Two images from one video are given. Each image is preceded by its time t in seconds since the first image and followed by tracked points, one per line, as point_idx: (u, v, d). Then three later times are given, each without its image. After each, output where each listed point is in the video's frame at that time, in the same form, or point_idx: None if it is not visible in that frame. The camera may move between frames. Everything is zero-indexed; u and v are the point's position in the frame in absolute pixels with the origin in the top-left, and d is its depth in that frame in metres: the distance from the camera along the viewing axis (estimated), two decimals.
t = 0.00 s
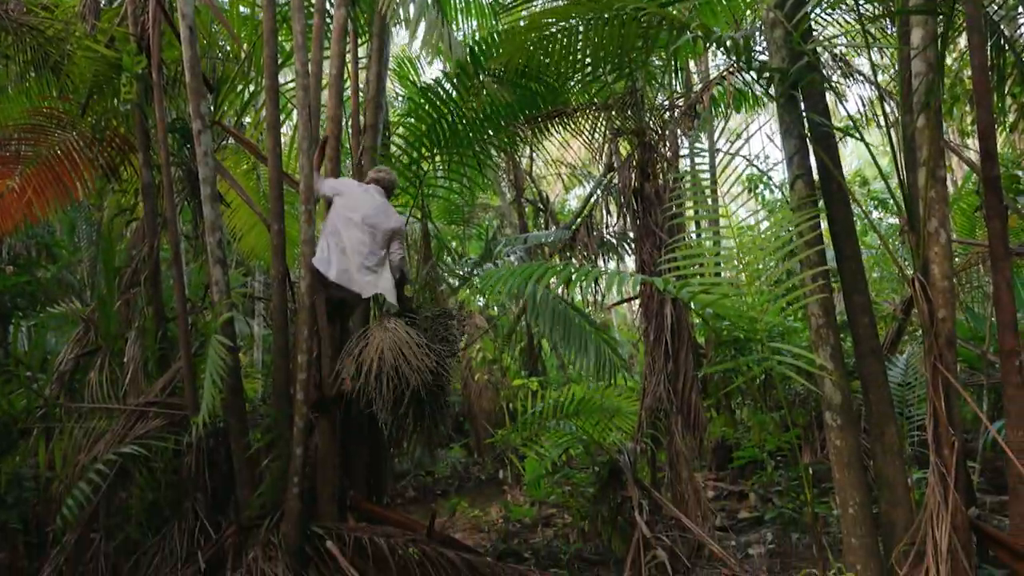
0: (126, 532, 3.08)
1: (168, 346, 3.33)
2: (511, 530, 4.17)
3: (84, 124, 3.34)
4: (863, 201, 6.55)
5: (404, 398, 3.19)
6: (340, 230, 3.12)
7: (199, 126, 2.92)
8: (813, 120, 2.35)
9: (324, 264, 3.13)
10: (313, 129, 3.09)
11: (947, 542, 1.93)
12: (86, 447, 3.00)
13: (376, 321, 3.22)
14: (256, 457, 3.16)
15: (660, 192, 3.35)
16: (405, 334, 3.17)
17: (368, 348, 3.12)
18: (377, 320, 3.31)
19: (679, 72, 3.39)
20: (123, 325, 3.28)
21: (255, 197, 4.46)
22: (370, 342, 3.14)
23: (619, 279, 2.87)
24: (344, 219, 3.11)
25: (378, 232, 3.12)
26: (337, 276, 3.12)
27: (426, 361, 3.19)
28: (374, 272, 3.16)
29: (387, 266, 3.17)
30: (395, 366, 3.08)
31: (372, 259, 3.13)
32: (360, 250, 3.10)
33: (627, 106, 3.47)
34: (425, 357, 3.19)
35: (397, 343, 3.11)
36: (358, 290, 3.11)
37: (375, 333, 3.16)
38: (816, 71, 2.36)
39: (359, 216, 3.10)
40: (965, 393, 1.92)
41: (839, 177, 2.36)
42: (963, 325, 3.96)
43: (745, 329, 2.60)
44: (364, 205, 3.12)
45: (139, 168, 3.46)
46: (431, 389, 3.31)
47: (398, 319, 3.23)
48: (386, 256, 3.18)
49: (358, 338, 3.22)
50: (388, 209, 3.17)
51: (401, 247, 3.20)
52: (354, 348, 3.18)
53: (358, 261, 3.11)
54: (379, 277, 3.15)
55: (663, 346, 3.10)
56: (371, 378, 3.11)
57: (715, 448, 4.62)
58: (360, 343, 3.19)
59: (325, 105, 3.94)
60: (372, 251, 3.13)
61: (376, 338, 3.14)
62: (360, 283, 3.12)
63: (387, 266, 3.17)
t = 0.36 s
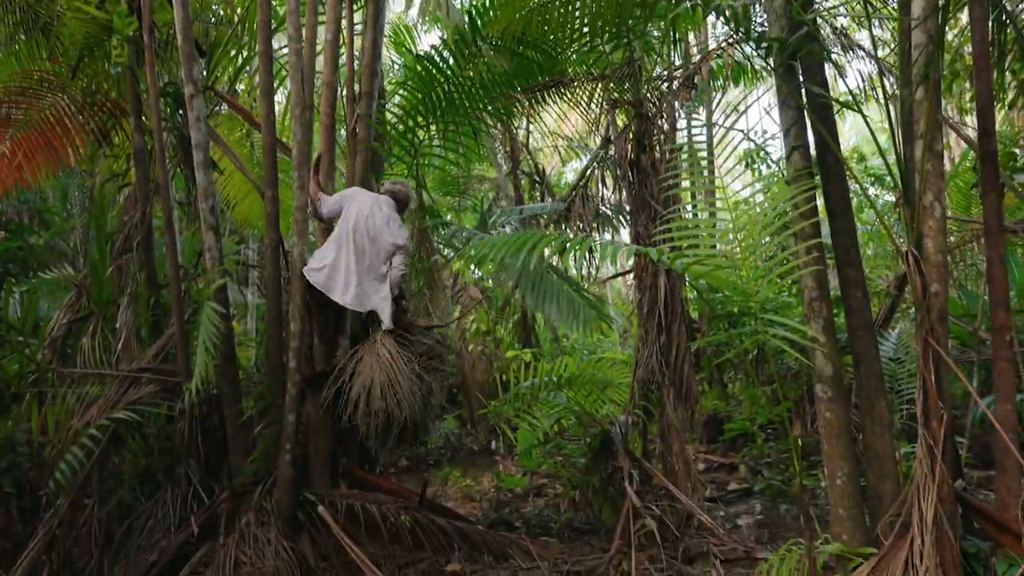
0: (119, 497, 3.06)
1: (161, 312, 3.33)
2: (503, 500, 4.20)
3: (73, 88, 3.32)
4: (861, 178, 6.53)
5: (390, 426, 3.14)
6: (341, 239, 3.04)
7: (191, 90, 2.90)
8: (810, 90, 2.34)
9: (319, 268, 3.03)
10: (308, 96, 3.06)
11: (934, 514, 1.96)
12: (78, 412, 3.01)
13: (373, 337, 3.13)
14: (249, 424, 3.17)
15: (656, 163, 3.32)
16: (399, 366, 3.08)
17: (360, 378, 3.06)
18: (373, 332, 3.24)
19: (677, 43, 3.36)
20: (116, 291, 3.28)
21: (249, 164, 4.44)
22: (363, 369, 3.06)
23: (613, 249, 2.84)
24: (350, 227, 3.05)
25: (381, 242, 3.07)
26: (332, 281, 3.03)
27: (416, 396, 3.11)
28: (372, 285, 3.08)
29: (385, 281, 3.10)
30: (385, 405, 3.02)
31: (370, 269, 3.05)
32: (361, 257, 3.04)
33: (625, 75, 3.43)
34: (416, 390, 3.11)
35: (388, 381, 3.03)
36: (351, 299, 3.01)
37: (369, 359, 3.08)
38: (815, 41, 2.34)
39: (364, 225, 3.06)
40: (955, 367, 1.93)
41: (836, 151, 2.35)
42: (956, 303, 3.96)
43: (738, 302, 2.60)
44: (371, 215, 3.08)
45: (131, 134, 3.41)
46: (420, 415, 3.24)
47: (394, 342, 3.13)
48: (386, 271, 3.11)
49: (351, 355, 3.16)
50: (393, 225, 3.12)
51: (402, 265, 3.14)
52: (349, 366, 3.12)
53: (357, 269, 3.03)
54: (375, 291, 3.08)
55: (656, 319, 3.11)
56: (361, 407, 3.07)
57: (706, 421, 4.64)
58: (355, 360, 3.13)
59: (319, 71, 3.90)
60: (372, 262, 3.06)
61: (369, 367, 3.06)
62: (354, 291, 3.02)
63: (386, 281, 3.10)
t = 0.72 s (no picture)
0: (116, 468, 3.05)
1: (157, 285, 3.32)
2: (498, 476, 4.22)
3: (69, 58, 3.28)
4: (861, 159, 6.50)
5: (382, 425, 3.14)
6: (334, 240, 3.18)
7: (188, 61, 2.88)
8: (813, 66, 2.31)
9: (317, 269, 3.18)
10: (306, 68, 3.03)
11: (925, 492, 1.97)
12: (75, 383, 3.01)
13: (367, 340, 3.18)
14: (245, 398, 3.18)
15: (655, 141, 3.30)
16: (392, 366, 3.11)
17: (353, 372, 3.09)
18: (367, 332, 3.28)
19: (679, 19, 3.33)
20: (112, 263, 3.27)
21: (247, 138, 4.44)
22: (359, 368, 3.10)
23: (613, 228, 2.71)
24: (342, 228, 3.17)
25: (376, 244, 3.19)
26: (329, 282, 3.17)
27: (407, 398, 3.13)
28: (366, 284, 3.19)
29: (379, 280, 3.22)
30: (375, 399, 3.03)
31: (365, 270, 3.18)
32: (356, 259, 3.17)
33: (626, 51, 3.39)
34: (411, 391, 3.14)
35: (380, 376, 3.06)
36: (349, 300, 3.15)
37: (364, 358, 3.12)
38: (819, 17, 2.31)
39: (357, 224, 3.17)
40: (951, 346, 1.93)
41: (837, 129, 2.34)
42: (953, 286, 3.97)
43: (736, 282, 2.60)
44: (363, 213, 3.17)
45: (126, 106, 3.41)
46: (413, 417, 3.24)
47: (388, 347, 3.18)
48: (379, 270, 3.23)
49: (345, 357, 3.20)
50: (385, 224, 3.22)
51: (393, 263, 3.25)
52: (345, 369, 3.15)
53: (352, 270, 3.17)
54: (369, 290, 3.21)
55: (653, 296, 3.11)
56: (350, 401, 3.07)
57: (701, 400, 4.66)
58: (349, 362, 3.17)
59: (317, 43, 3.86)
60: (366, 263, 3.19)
61: (363, 364, 3.10)
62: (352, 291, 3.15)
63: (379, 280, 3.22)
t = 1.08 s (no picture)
0: (113, 439, 3.08)
1: (156, 257, 3.32)
2: (494, 452, 4.24)
3: (65, 29, 3.22)
4: (863, 141, 6.47)
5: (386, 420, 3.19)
6: (325, 243, 3.06)
7: (187, 32, 2.86)
8: (816, 45, 2.30)
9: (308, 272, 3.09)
10: (305, 41, 3.01)
11: (916, 471, 2.00)
12: (73, 353, 3.03)
13: (364, 337, 3.16)
14: (243, 372, 3.19)
15: (654, 120, 3.29)
16: (391, 365, 3.12)
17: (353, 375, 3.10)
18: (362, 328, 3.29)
19: None
20: (111, 235, 3.27)
21: (247, 110, 4.43)
22: (359, 368, 3.11)
23: (611, 205, 2.69)
24: (335, 230, 3.05)
25: (369, 247, 3.10)
26: (323, 289, 3.08)
27: (407, 392, 3.16)
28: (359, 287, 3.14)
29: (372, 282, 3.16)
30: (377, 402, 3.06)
31: (358, 273, 3.11)
32: (349, 263, 3.08)
33: (628, 29, 3.35)
34: (411, 386, 3.17)
35: (381, 379, 3.07)
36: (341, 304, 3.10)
37: (362, 358, 3.11)
38: None
39: (349, 227, 3.06)
40: (946, 328, 1.95)
41: (838, 110, 2.33)
42: (951, 269, 3.97)
43: (734, 262, 2.60)
44: (354, 216, 3.07)
45: (124, 76, 3.37)
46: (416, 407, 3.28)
47: (386, 342, 3.17)
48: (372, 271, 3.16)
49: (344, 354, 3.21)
50: (377, 224, 3.13)
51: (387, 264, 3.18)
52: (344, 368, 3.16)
53: (345, 274, 3.09)
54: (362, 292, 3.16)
55: (651, 274, 3.12)
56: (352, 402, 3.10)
57: (698, 380, 4.67)
58: (348, 360, 3.17)
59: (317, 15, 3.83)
60: (359, 266, 3.11)
61: (363, 365, 3.10)
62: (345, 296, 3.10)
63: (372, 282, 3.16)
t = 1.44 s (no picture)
0: (112, 418, 3.08)
1: (153, 236, 3.32)
2: (490, 434, 4.26)
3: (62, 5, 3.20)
4: (863, 128, 6.46)
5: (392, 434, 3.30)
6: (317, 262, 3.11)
7: (185, 9, 2.84)
8: (817, 28, 2.29)
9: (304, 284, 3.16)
10: (304, 20, 3.00)
11: (909, 454, 2.02)
12: (71, 332, 3.03)
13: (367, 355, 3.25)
14: (241, 352, 3.21)
15: (654, 104, 3.28)
16: (395, 379, 3.22)
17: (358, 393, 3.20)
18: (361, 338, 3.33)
19: None
20: (108, 214, 3.27)
21: (245, 90, 4.41)
22: (364, 386, 3.21)
23: (609, 186, 2.68)
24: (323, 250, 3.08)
25: (360, 264, 3.10)
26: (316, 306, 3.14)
27: (410, 402, 3.26)
28: (353, 304, 3.17)
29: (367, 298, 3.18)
30: (383, 418, 3.17)
31: (350, 289, 3.13)
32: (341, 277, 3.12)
33: (628, 11, 3.33)
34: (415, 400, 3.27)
35: (387, 396, 3.18)
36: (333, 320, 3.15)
37: (367, 377, 3.21)
38: None
39: (338, 246, 3.07)
40: (942, 313, 1.95)
41: (838, 93, 2.33)
42: (948, 256, 3.98)
43: (730, 246, 2.61)
44: (343, 236, 3.06)
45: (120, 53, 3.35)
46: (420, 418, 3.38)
47: (388, 354, 3.27)
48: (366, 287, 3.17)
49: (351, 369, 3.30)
50: (367, 241, 3.11)
51: (380, 280, 3.17)
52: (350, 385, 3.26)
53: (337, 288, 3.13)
54: (352, 308, 3.18)
55: (649, 258, 3.12)
56: (358, 418, 3.20)
57: (695, 364, 4.69)
58: (353, 377, 3.26)
59: None
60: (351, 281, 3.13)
61: (368, 384, 3.20)
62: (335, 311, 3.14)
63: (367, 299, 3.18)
